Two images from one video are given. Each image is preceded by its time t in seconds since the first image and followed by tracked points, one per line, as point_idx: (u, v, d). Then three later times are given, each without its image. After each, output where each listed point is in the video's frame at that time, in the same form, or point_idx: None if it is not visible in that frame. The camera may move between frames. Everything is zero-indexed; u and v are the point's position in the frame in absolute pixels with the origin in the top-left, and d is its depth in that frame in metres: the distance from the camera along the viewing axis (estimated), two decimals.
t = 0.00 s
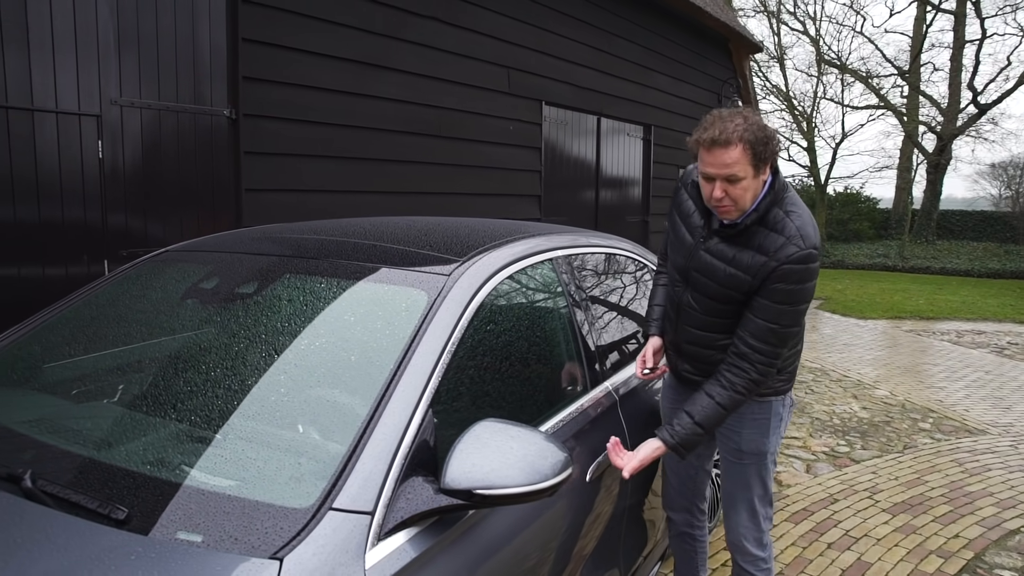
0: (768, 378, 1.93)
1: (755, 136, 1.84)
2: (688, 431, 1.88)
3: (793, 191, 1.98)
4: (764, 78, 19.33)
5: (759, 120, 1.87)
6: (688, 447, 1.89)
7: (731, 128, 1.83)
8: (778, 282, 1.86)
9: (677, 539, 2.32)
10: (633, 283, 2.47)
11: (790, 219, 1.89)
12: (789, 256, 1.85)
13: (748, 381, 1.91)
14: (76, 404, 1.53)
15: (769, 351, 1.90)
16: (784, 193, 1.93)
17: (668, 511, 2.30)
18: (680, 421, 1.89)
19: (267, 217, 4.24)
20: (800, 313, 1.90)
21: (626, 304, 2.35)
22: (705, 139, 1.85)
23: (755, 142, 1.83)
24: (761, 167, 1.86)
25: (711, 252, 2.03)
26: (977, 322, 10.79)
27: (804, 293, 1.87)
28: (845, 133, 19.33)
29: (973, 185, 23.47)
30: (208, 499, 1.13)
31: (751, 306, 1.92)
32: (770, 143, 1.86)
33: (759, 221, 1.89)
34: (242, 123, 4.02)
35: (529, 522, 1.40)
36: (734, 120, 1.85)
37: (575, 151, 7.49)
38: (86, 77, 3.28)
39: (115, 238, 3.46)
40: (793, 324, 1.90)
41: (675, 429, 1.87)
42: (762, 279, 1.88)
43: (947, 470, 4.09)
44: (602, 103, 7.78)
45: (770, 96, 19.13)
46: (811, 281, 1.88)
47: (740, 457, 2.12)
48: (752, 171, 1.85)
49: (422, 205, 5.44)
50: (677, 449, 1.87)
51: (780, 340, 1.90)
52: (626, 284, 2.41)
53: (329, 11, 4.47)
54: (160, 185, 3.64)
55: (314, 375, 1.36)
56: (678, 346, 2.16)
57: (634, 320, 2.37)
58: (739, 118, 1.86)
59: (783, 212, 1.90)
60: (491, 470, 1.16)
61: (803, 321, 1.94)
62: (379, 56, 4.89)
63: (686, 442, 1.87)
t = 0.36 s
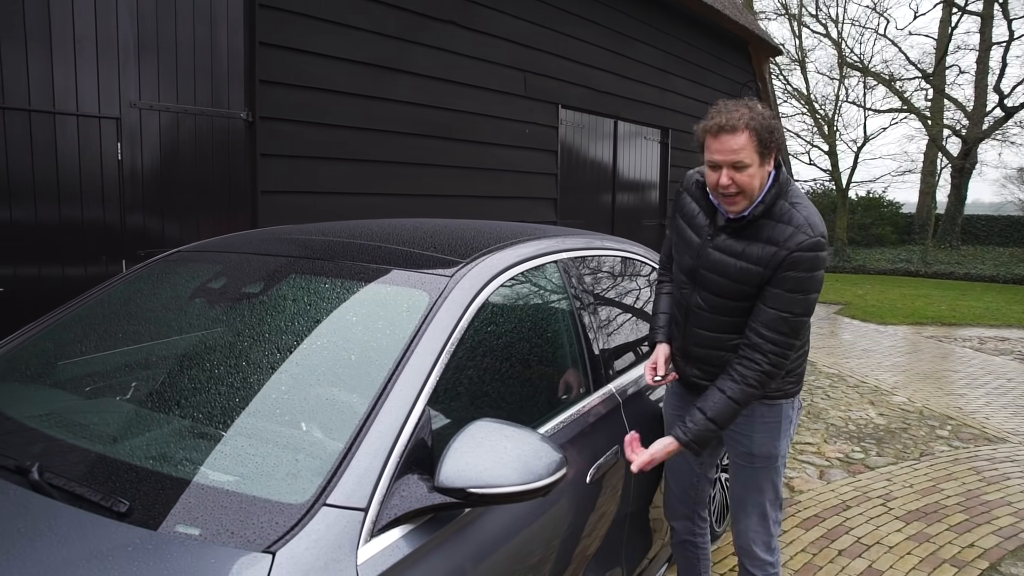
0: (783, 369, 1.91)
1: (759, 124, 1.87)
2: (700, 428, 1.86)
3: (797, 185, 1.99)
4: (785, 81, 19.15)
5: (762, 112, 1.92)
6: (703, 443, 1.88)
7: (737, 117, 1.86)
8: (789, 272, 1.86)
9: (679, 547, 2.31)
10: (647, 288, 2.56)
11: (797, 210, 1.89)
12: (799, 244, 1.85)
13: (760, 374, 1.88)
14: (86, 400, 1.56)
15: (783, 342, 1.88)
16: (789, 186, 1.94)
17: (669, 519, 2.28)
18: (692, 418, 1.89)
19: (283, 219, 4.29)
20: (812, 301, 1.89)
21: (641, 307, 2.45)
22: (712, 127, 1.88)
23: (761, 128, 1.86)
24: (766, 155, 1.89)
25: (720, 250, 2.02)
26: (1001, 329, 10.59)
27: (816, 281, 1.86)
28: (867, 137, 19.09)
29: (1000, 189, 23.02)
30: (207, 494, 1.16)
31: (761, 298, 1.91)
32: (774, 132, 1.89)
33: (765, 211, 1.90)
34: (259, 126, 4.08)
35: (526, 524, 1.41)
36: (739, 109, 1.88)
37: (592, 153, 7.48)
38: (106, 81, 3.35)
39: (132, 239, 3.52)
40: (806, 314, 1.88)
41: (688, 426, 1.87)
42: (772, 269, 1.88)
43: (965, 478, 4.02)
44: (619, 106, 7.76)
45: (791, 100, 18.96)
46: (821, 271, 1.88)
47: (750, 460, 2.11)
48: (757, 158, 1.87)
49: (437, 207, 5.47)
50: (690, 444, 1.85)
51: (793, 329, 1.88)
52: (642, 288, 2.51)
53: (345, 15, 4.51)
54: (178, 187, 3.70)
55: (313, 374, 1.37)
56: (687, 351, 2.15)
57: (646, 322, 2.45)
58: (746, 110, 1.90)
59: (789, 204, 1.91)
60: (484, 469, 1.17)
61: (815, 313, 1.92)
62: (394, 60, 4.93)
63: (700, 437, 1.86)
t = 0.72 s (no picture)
0: (861, 335, 1.86)
1: (765, 94, 2.00)
2: (812, 420, 1.87)
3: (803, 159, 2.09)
4: (802, 86, 19.01)
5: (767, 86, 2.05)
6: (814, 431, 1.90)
7: (743, 86, 2.01)
8: (819, 227, 1.88)
9: (688, 561, 2.28)
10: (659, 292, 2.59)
11: (809, 174, 1.97)
12: (821, 199, 1.90)
13: (843, 344, 1.83)
14: (93, 398, 1.58)
15: (852, 301, 1.85)
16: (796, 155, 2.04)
17: (678, 533, 2.27)
18: (796, 411, 1.89)
19: (297, 222, 4.31)
20: (855, 257, 1.87)
21: (654, 310, 2.50)
22: (721, 95, 2.02)
23: (766, 97, 1.98)
24: (772, 123, 2.00)
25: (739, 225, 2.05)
26: (1021, 336, 10.42)
27: (853, 234, 1.87)
28: (886, 141, 18.89)
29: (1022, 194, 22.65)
30: (207, 492, 1.17)
31: (803, 263, 1.92)
32: (779, 103, 2.02)
33: (774, 175, 1.98)
34: (273, 130, 4.12)
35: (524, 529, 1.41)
36: (746, 82, 2.03)
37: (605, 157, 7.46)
38: (122, 85, 3.40)
39: (147, 241, 3.57)
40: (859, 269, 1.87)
41: (796, 419, 1.89)
42: (801, 227, 1.91)
43: (980, 487, 3.95)
44: (633, 110, 7.74)
45: (808, 104, 18.82)
46: (852, 225, 1.89)
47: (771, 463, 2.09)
48: (764, 124, 1.98)
49: (449, 210, 5.49)
50: (804, 436, 1.88)
51: (854, 289, 1.86)
52: (654, 293, 2.55)
53: (359, 20, 4.55)
54: (192, 189, 3.74)
55: (315, 374, 1.39)
56: (704, 342, 2.10)
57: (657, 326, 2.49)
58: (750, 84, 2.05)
59: (800, 171, 1.99)
60: (480, 471, 1.18)
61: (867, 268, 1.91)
62: (408, 64, 4.95)
63: (807, 424, 1.88)
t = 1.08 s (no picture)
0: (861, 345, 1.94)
1: (788, 115, 1.92)
2: (777, 390, 1.91)
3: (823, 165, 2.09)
4: (820, 89, 18.86)
5: (791, 102, 1.96)
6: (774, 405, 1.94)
7: (764, 106, 1.92)
8: (851, 237, 1.89)
9: (698, 568, 2.26)
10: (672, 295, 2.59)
11: (837, 182, 1.98)
12: (854, 209, 1.91)
13: (844, 348, 1.91)
14: (105, 397, 1.60)
15: (864, 313, 1.91)
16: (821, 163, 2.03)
17: (690, 540, 2.25)
18: (769, 378, 1.93)
19: (310, 224, 4.35)
20: (876, 270, 1.91)
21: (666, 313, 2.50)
22: (740, 116, 1.94)
23: (788, 120, 1.91)
24: (793, 145, 1.94)
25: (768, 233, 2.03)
26: None
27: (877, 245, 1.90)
28: (904, 145, 18.67)
29: None
30: (212, 491, 1.19)
31: (830, 272, 1.93)
32: (801, 122, 1.93)
33: (799, 190, 1.96)
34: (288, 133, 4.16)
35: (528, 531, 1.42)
36: (769, 100, 1.94)
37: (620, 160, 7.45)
38: (139, 89, 3.45)
39: (163, 242, 3.62)
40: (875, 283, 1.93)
41: (765, 386, 1.93)
42: (833, 237, 1.91)
43: (996, 495, 3.89)
44: (647, 113, 7.72)
45: (825, 108, 18.67)
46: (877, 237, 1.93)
47: (788, 469, 2.08)
48: (783, 148, 1.92)
49: (462, 213, 5.51)
50: (761, 399, 1.92)
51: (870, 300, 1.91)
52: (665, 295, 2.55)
53: (373, 24, 4.58)
54: (207, 192, 3.79)
55: (320, 376, 1.40)
56: (733, 350, 2.08)
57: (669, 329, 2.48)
58: (773, 100, 1.95)
59: (827, 178, 1.99)
60: (482, 473, 1.18)
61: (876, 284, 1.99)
62: (422, 67, 4.98)
63: (773, 398, 1.92)
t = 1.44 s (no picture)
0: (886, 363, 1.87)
1: (809, 129, 1.86)
2: (803, 424, 1.87)
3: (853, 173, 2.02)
4: (838, 90, 18.68)
5: (816, 112, 1.89)
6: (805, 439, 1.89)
7: (785, 120, 1.86)
8: (869, 251, 1.84)
9: (711, 567, 2.25)
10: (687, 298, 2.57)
11: (862, 194, 1.92)
12: (874, 224, 1.85)
13: (866, 370, 1.85)
14: (120, 396, 1.63)
15: (886, 331, 1.83)
16: (849, 172, 1.97)
17: (703, 539, 2.24)
18: (793, 413, 1.89)
19: (326, 227, 4.38)
20: (900, 286, 1.84)
21: (682, 315, 2.48)
22: (759, 129, 1.90)
23: (809, 135, 1.85)
24: (814, 159, 1.88)
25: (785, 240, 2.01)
26: None
27: (900, 261, 1.83)
28: (924, 146, 18.43)
29: None
30: (222, 490, 1.20)
31: (848, 288, 1.88)
32: (824, 136, 1.87)
33: (818, 202, 1.93)
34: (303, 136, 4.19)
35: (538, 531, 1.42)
36: (791, 112, 1.88)
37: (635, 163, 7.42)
38: (157, 93, 3.50)
39: (180, 244, 3.66)
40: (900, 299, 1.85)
41: (790, 420, 1.88)
42: (850, 251, 1.86)
43: (1016, 501, 3.82)
44: (662, 116, 7.68)
45: (844, 110, 18.49)
46: (901, 252, 1.86)
47: (799, 474, 2.06)
48: (803, 162, 1.87)
49: (476, 215, 5.51)
50: (795, 439, 1.87)
51: (892, 317, 1.84)
52: (681, 298, 2.53)
53: (387, 28, 4.61)
54: (224, 194, 3.83)
55: (330, 376, 1.41)
56: (740, 352, 2.09)
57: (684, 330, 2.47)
58: (797, 111, 1.89)
59: (852, 189, 1.93)
60: (488, 474, 1.19)
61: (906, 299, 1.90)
62: (436, 71, 5.00)
63: (802, 432, 1.87)
